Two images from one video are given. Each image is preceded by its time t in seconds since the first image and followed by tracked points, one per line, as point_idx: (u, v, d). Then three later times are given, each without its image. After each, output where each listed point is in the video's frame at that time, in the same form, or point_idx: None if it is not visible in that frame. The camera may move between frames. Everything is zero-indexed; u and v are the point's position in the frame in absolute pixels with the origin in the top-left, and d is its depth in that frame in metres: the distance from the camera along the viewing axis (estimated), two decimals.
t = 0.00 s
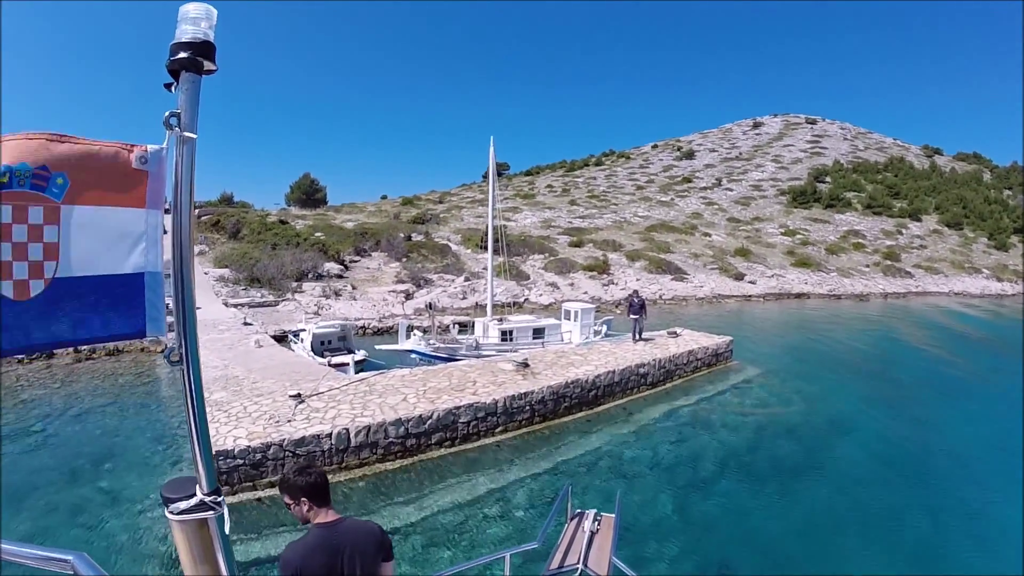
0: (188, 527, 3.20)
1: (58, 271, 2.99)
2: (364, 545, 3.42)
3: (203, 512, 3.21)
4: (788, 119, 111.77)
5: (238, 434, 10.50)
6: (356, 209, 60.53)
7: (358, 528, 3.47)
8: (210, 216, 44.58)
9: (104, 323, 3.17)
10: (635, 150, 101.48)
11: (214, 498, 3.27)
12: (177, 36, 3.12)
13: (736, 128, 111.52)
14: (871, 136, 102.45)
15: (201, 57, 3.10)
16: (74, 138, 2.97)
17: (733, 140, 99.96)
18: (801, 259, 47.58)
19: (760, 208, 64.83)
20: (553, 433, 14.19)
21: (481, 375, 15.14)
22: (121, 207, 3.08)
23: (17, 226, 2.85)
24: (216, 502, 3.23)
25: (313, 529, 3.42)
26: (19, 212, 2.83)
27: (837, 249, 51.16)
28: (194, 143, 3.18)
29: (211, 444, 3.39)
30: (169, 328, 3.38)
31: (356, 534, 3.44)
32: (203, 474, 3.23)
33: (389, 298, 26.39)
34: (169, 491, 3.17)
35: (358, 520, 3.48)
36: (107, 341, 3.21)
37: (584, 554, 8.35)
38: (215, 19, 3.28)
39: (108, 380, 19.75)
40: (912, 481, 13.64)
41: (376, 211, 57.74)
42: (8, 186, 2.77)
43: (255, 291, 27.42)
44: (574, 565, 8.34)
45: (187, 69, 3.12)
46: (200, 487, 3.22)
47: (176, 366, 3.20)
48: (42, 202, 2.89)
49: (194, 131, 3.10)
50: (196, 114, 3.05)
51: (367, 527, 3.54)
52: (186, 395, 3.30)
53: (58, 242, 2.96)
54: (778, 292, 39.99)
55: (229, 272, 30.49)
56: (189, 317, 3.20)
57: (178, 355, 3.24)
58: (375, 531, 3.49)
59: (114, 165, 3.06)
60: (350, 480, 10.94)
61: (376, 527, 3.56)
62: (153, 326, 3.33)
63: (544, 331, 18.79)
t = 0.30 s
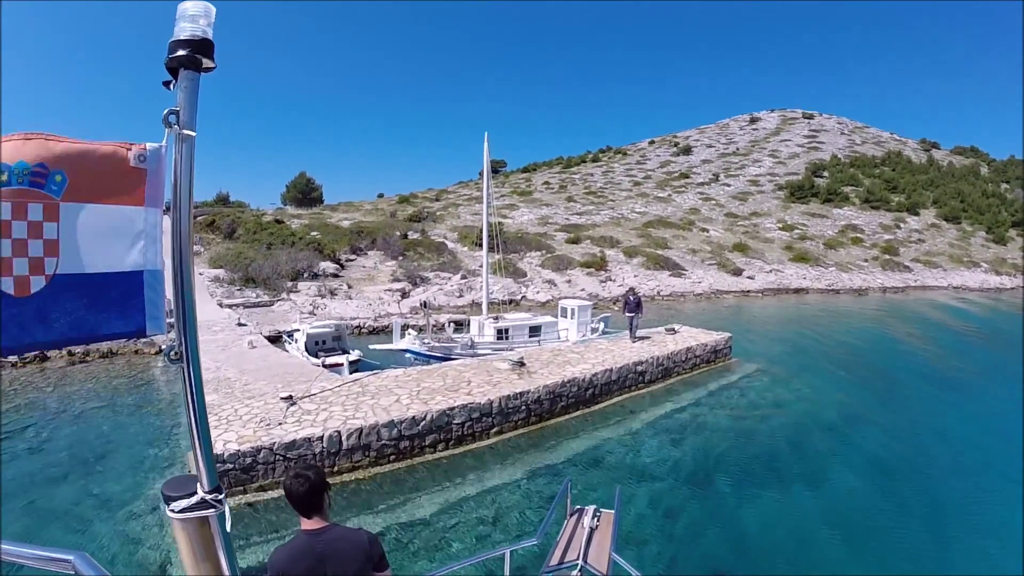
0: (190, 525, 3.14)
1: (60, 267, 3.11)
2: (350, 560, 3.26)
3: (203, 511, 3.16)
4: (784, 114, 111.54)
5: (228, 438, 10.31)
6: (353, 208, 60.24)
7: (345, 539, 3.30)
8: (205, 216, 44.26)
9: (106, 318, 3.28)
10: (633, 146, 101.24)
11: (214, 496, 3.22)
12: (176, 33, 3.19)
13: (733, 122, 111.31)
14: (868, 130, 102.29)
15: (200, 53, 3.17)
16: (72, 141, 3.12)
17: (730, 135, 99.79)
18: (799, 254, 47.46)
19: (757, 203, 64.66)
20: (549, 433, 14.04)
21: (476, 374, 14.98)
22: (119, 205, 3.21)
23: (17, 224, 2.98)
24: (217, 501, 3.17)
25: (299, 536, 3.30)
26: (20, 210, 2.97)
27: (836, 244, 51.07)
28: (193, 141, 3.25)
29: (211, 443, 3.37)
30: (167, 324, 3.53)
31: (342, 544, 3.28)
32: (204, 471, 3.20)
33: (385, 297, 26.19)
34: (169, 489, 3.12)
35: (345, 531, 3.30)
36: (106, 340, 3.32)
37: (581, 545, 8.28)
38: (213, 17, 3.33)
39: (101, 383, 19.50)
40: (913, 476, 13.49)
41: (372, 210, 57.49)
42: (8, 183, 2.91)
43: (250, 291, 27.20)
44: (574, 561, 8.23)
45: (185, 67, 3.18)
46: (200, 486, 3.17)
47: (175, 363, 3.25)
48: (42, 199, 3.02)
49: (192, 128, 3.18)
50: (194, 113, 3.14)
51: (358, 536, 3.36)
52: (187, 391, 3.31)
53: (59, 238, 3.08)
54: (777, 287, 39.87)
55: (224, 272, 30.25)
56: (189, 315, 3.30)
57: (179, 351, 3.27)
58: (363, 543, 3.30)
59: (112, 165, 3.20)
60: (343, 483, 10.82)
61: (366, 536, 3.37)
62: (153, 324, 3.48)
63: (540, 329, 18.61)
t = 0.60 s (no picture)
0: (189, 532, 3.07)
1: (56, 279, 3.09)
2: None
3: (202, 518, 3.08)
4: (781, 111, 111.44)
5: (219, 449, 10.10)
6: (351, 212, 60.02)
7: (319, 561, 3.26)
8: (201, 224, 44.03)
9: (104, 329, 3.25)
10: (630, 146, 101.12)
11: (214, 502, 3.14)
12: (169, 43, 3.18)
13: (730, 121, 111.25)
14: (865, 126, 102.22)
15: (194, 62, 3.16)
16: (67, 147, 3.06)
17: (727, 134, 99.76)
18: (798, 251, 47.30)
19: (756, 201, 64.50)
20: (547, 438, 13.83)
21: (473, 379, 14.80)
22: (115, 215, 3.18)
23: (16, 238, 2.96)
24: (216, 507, 3.09)
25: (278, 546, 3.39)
26: (18, 223, 2.94)
27: (835, 240, 50.93)
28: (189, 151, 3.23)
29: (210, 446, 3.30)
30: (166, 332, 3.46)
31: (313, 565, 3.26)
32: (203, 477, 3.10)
33: (382, 302, 26.02)
34: (168, 496, 3.04)
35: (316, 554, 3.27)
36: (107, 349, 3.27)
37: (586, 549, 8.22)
38: (207, 25, 3.32)
39: (96, 393, 19.28)
40: (918, 475, 13.28)
41: (370, 214, 57.33)
42: (7, 197, 2.86)
43: (247, 298, 27.00)
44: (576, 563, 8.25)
45: (180, 76, 3.16)
46: (200, 492, 3.09)
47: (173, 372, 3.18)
48: (40, 211, 2.99)
49: (188, 136, 3.15)
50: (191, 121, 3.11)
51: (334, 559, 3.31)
52: (185, 400, 3.29)
53: (58, 250, 3.06)
54: (777, 285, 39.71)
55: (221, 279, 30.04)
56: (188, 323, 3.23)
57: (175, 357, 3.22)
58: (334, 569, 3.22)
59: (107, 174, 3.15)
60: (339, 495, 10.63)
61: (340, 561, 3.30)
62: (152, 332, 3.41)
63: (538, 332, 18.47)
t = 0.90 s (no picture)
0: (194, 537, 3.00)
1: (58, 288, 3.07)
2: None
3: (207, 522, 3.00)
4: (781, 110, 111.16)
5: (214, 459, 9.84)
6: (351, 217, 59.95)
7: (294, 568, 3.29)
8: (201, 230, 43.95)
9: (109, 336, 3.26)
10: (630, 147, 100.99)
11: (220, 507, 3.05)
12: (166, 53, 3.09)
13: (730, 120, 111.08)
14: (866, 123, 101.97)
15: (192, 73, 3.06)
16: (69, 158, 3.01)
17: (727, 133, 99.58)
18: (801, 249, 47.06)
19: (757, 200, 64.24)
20: (549, 443, 13.62)
21: (473, 385, 14.58)
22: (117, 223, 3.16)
23: (16, 247, 2.93)
24: (222, 511, 3.01)
25: (254, 555, 3.42)
26: (19, 233, 2.91)
27: (837, 238, 50.65)
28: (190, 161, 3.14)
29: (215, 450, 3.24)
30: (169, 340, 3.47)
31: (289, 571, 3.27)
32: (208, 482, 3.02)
33: (383, 306, 25.86)
34: (172, 502, 2.98)
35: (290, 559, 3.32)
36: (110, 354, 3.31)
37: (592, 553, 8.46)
38: (205, 35, 3.22)
39: (95, 402, 19.14)
40: (923, 483, 13.13)
41: (371, 218, 57.26)
42: (8, 206, 2.83)
43: (247, 304, 26.86)
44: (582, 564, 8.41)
45: (179, 85, 3.08)
46: (205, 497, 3.01)
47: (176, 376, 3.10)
48: (40, 222, 2.95)
49: (187, 146, 3.05)
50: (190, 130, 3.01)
51: (308, 565, 3.34)
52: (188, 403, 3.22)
53: (60, 260, 3.05)
54: (780, 283, 39.48)
55: (221, 285, 29.91)
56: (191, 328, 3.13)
57: (178, 363, 3.14)
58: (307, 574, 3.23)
59: (109, 183, 3.12)
60: (336, 505, 10.46)
61: (313, 566, 3.31)
62: (154, 339, 3.43)
63: (540, 335, 18.28)
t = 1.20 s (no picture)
0: (194, 539, 3.13)
1: (55, 291, 3.16)
2: None
3: (208, 523, 3.13)
4: (780, 110, 110.99)
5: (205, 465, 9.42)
6: (349, 219, 59.66)
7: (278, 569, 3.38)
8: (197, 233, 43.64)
9: (107, 339, 3.30)
10: (629, 147, 100.80)
11: (219, 508, 3.19)
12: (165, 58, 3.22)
13: (729, 120, 110.93)
14: (865, 123, 101.88)
15: (192, 77, 3.19)
16: (66, 165, 3.13)
17: (726, 133, 99.43)
18: (800, 249, 46.90)
19: (756, 200, 64.05)
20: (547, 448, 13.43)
21: (469, 389, 14.34)
22: (114, 228, 3.25)
23: (14, 252, 3.03)
24: (221, 513, 3.14)
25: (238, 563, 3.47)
26: (16, 239, 3.01)
27: (837, 238, 50.48)
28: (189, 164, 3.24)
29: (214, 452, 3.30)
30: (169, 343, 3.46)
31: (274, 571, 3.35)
32: (207, 486, 3.14)
33: (380, 308, 25.68)
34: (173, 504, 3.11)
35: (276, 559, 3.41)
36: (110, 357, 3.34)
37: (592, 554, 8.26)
38: (203, 39, 3.36)
39: (89, 406, 18.91)
40: (927, 485, 13.00)
41: (369, 220, 56.98)
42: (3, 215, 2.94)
43: (243, 306, 26.64)
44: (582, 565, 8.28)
45: (178, 89, 3.19)
46: (204, 499, 3.15)
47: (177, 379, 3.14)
48: (37, 228, 3.06)
49: (186, 148, 3.15)
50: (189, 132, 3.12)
51: (293, 566, 3.42)
52: (188, 405, 3.28)
53: (55, 265, 3.13)
54: (780, 283, 39.31)
55: (217, 288, 29.68)
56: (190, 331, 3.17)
57: (179, 368, 3.19)
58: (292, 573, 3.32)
59: (107, 190, 3.23)
60: (326, 512, 10.23)
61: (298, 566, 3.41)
62: (153, 342, 3.43)
63: (537, 337, 18.10)
